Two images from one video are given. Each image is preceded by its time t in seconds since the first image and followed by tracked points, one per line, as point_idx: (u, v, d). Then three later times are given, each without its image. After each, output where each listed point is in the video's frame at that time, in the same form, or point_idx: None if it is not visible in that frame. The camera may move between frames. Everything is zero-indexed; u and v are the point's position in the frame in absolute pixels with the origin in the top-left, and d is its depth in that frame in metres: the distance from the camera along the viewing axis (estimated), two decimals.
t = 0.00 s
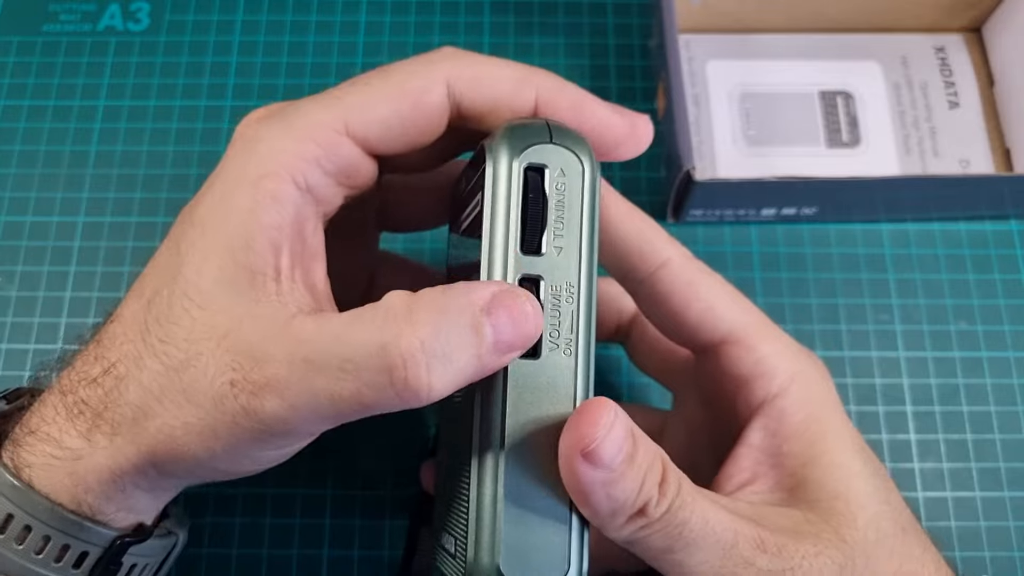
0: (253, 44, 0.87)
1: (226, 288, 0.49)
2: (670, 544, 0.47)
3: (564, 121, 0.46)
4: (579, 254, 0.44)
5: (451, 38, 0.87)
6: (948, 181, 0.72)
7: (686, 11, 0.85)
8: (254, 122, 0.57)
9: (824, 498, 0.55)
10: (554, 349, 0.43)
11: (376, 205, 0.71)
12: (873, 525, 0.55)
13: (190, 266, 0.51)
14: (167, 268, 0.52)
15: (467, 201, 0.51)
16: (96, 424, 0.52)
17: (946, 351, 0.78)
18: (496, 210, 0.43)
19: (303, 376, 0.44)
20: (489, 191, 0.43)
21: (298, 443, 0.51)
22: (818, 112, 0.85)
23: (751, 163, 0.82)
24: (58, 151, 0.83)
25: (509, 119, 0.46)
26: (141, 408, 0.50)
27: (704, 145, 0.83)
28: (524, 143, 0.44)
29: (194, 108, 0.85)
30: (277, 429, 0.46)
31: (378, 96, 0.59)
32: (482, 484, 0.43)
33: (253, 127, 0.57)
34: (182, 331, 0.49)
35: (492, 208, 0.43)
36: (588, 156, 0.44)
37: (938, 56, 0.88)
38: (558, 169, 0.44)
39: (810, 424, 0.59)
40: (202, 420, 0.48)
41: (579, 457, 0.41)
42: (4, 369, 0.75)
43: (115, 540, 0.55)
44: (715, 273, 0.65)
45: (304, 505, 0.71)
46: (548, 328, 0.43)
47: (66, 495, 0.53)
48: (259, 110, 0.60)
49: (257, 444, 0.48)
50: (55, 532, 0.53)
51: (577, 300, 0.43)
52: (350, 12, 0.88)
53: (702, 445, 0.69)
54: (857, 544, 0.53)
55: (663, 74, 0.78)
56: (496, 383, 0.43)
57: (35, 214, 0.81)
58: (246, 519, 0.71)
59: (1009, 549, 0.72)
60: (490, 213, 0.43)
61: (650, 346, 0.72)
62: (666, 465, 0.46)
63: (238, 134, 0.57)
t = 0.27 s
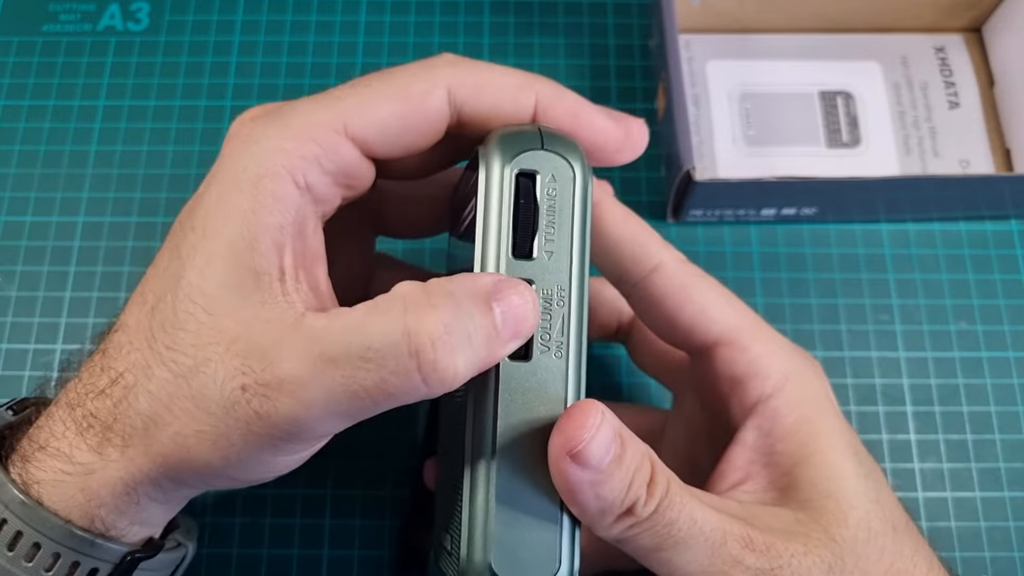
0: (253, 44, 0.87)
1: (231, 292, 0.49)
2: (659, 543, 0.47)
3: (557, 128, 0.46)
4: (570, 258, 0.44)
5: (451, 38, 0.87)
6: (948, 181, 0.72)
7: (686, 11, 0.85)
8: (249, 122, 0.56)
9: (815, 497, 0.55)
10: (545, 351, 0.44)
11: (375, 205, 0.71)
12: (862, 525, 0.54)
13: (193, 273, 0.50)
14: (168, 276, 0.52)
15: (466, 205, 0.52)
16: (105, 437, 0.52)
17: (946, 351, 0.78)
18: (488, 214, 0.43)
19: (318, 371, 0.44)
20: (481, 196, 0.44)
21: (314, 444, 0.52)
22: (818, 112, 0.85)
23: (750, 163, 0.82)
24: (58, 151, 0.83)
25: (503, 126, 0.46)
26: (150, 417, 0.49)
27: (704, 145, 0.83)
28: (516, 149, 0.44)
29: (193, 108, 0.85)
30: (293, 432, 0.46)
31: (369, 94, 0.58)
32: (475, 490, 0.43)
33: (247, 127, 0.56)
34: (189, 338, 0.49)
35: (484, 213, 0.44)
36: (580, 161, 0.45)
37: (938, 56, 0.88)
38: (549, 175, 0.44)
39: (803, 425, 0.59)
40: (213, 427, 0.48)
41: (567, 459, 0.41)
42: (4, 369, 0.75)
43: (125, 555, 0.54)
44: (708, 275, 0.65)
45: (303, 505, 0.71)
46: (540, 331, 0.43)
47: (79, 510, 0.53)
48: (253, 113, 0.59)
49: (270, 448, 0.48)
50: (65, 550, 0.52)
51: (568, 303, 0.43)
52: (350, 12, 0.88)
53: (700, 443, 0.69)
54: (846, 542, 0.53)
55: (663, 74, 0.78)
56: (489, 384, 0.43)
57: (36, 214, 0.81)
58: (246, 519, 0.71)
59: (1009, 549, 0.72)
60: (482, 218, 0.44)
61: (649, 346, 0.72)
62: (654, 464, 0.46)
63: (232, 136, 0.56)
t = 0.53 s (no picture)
0: (253, 44, 0.87)
1: (237, 289, 0.49)
2: (654, 540, 0.47)
3: (557, 129, 0.46)
4: (569, 259, 0.44)
5: (451, 38, 0.87)
6: (948, 181, 0.72)
7: (686, 11, 0.85)
8: (253, 123, 0.56)
9: (811, 494, 0.55)
10: (544, 350, 0.44)
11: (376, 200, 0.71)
12: (858, 521, 0.54)
13: (198, 272, 0.50)
14: (173, 276, 0.52)
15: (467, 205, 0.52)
16: (111, 437, 0.52)
17: (946, 351, 0.78)
18: (488, 215, 0.43)
19: (329, 365, 0.44)
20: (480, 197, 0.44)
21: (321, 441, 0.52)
22: (818, 112, 0.85)
23: (750, 163, 0.82)
24: (58, 151, 0.83)
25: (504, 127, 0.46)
26: (157, 417, 0.49)
27: (704, 145, 0.83)
28: (516, 151, 0.44)
29: (193, 108, 0.85)
30: (303, 428, 0.47)
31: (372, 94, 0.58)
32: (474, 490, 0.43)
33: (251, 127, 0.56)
34: (196, 336, 0.49)
35: (483, 214, 0.44)
36: (579, 164, 0.45)
37: (938, 56, 0.88)
38: (549, 176, 0.44)
39: (799, 422, 0.59)
40: (221, 425, 0.48)
41: (563, 456, 0.41)
42: (4, 369, 0.75)
43: (130, 558, 0.55)
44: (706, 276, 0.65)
45: (303, 505, 0.71)
46: (538, 330, 0.44)
47: (86, 511, 0.53)
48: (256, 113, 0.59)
49: (280, 444, 0.49)
50: (70, 551, 0.52)
51: (566, 303, 0.43)
52: (350, 12, 0.88)
53: (700, 441, 0.69)
54: (843, 539, 0.53)
55: (663, 75, 0.78)
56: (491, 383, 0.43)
57: (35, 214, 0.81)
58: (246, 519, 0.71)
59: (1009, 549, 0.72)
60: (481, 218, 0.44)
61: (648, 346, 0.72)
62: (651, 461, 0.46)
63: (237, 137, 0.56)
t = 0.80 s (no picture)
0: (253, 44, 0.87)
1: (244, 294, 0.49)
2: (654, 537, 0.47)
3: (561, 129, 0.46)
4: (572, 258, 0.44)
5: (451, 39, 0.87)
6: (948, 181, 0.72)
7: (686, 11, 0.85)
8: (261, 127, 0.56)
9: (812, 492, 0.55)
10: (546, 349, 0.44)
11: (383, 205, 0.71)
12: (858, 518, 0.54)
13: (205, 276, 0.50)
14: (179, 280, 0.52)
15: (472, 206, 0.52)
16: (115, 441, 0.51)
17: (947, 351, 0.78)
18: (491, 214, 0.44)
19: (336, 370, 0.44)
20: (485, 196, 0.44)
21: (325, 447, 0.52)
22: (818, 112, 0.86)
23: (751, 163, 0.82)
24: (58, 151, 0.83)
25: (508, 127, 0.46)
26: (161, 421, 0.49)
27: (704, 145, 0.83)
28: (520, 150, 0.44)
29: (193, 108, 0.85)
30: (308, 433, 0.47)
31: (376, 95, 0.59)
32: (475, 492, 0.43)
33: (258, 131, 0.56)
34: (202, 340, 0.49)
35: (487, 213, 0.44)
36: (583, 163, 0.45)
37: (938, 56, 0.88)
38: (553, 176, 0.44)
39: (800, 420, 0.59)
40: (226, 429, 0.48)
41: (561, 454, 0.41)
42: (4, 370, 0.75)
43: (134, 562, 0.55)
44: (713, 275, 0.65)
45: (304, 505, 0.71)
46: (541, 329, 0.44)
47: (88, 515, 0.53)
48: (265, 117, 0.59)
49: (284, 450, 0.48)
50: (73, 554, 0.53)
51: (569, 302, 0.43)
52: (350, 12, 0.88)
53: (701, 440, 0.69)
54: (842, 537, 0.53)
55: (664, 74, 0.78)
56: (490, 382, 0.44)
57: (35, 214, 0.81)
58: (246, 520, 0.71)
59: (1009, 549, 0.72)
60: (485, 217, 0.44)
61: (650, 346, 0.72)
62: (650, 457, 0.46)
63: (245, 141, 0.56)
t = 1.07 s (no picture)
0: (253, 44, 0.87)
1: (245, 305, 0.48)
2: (644, 540, 0.48)
3: (552, 143, 0.46)
4: (561, 273, 0.44)
5: (451, 39, 0.87)
6: (947, 181, 0.73)
7: (685, 12, 0.86)
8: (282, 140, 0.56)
9: (804, 494, 0.55)
10: (535, 362, 0.44)
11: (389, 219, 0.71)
12: (851, 521, 0.55)
13: (208, 285, 0.50)
14: (185, 285, 0.52)
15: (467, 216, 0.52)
16: (106, 443, 0.51)
17: (946, 351, 0.78)
18: (482, 228, 0.44)
19: (334, 393, 0.44)
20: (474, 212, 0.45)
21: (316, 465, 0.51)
22: (818, 112, 0.86)
23: (750, 163, 0.82)
24: (59, 152, 0.83)
25: (499, 141, 0.46)
26: (151, 427, 0.49)
27: (703, 145, 0.83)
28: (509, 166, 0.45)
29: (194, 108, 0.85)
30: (299, 451, 0.46)
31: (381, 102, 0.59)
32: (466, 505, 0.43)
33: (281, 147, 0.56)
34: (198, 349, 0.48)
35: (477, 228, 0.44)
36: (573, 179, 0.45)
37: (938, 57, 0.88)
38: (542, 191, 0.45)
39: (794, 422, 0.59)
40: (213, 441, 0.47)
41: (550, 460, 0.42)
42: (5, 369, 0.76)
43: (124, 561, 0.55)
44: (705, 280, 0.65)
45: (304, 505, 0.72)
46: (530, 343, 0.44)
47: (76, 515, 0.53)
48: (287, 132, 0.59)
49: (272, 466, 0.48)
50: (62, 553, 0.53)
51: (559, 316, 0.44)
52: (350, 13, 0.88)
53: (699, 441, 0.69)
54: (835, 539, 0.53)
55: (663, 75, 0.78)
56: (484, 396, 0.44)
57: (37, 215, 0.81)
58: (246, 519, 0.71)
59: (1008, 549, 0.72)
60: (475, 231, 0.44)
61: (649, 347, 0.72)
62: (640, 462, 0.47)
63: (267, 156, 0.56)
